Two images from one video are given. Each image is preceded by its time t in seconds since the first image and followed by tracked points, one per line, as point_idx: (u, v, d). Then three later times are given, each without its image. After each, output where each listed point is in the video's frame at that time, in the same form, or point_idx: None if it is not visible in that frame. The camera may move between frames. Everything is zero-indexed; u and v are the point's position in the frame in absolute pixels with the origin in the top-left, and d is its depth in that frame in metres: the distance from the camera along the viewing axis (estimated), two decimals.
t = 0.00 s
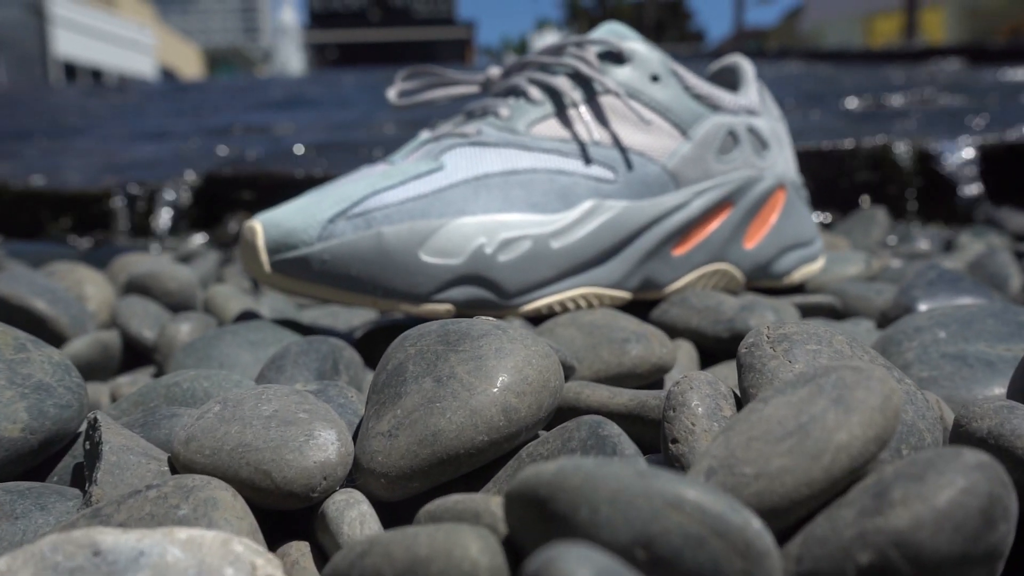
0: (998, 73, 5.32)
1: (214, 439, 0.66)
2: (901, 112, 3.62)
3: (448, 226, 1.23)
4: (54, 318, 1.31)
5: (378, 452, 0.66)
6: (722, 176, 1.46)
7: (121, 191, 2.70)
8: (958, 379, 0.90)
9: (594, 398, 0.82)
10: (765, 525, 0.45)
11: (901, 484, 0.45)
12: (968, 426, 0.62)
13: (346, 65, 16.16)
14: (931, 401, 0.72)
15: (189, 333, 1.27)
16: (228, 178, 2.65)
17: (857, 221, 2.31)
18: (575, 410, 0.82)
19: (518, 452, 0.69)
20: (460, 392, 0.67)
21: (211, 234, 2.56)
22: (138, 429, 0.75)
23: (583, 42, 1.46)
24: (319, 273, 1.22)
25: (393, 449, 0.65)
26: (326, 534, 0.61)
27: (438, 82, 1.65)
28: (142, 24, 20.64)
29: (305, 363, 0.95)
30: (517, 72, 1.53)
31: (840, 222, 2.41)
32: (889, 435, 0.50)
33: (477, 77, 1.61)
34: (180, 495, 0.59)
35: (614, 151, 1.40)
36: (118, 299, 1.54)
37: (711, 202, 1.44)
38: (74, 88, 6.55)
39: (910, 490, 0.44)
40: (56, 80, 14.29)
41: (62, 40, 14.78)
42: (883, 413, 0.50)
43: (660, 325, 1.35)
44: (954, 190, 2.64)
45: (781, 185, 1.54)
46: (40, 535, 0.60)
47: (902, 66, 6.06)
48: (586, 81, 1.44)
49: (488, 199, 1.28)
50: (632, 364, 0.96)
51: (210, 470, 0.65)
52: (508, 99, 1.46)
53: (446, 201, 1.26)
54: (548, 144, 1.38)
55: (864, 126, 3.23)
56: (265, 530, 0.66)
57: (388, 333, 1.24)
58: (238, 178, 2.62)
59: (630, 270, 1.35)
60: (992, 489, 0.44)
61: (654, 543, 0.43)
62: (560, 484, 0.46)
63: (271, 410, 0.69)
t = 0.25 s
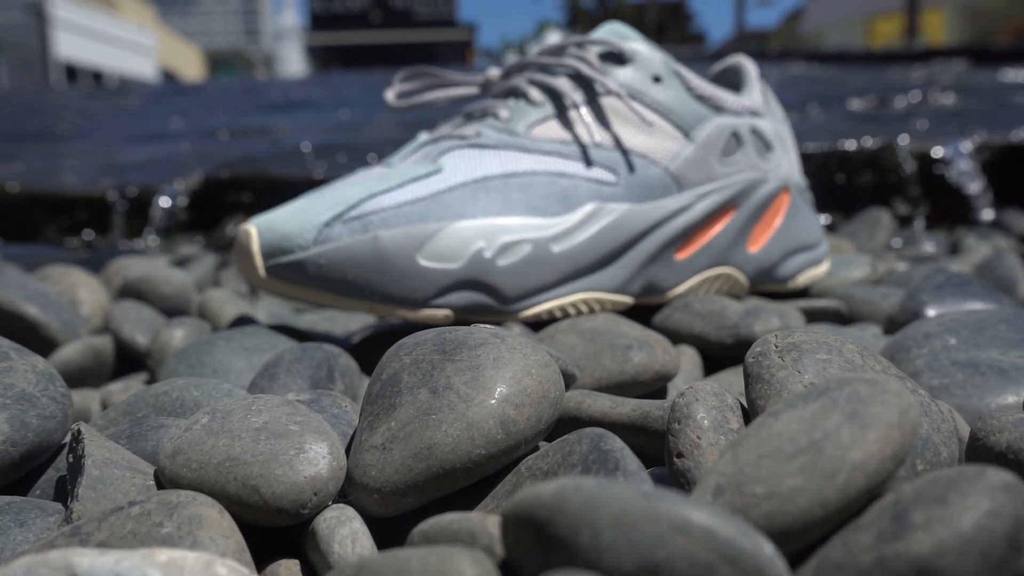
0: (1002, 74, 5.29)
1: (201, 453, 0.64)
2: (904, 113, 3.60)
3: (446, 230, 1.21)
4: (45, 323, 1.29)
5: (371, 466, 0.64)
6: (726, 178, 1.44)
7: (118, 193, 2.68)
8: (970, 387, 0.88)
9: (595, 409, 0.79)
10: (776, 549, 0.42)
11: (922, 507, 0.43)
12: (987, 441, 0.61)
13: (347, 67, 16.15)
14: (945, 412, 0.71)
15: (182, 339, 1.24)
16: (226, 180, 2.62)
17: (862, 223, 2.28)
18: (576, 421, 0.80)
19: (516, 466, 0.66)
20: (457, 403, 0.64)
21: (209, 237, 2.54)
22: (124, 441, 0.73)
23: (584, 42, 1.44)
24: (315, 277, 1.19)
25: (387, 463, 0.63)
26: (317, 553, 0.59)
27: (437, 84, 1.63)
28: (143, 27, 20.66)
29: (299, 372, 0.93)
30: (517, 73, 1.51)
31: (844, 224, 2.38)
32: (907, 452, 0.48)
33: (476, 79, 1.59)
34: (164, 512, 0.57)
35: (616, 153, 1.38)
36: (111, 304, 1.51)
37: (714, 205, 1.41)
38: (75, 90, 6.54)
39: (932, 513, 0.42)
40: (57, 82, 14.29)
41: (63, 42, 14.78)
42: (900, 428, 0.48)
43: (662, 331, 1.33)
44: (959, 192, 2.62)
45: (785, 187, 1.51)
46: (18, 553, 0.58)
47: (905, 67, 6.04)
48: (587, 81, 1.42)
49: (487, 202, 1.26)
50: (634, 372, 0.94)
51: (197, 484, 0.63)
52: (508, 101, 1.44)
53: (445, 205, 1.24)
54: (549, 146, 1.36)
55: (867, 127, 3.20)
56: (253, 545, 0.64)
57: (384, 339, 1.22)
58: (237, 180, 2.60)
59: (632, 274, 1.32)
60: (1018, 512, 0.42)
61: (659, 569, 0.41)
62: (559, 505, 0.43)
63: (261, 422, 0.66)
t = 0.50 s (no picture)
0: (1008, 76, 5.25)
1: (187, 469, 0.62)
2: (910, 116, 3.57)
3: (446, 234, 1.18)
4: (37, 330, 1.26)
5: (365, 483, 0.61)
6: (731, 182, 1.41)
7: (117, 197, 2.66)
8: (985, 397, 0.85)
9: (599, 422, 0.77)
10: None
11: (950, 534, 0.43)
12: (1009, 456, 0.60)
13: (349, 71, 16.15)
14: (963, 424, 0.69)
15: (176, 346, 1.22)
16: (226, 184, 2.60)
17: (868, 227, 2.26)
18: (579, 433, 0.77)
19: (516, 482, 0.64)
20: (454, 417, 0.62)
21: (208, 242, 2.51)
22: (109, 455, 0.70)
23: (586, 44, 1.41)
24: (312, 284, 1.17)
25: (380, 480, 0.60)
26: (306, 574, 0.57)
27: (437, 87, 1.60)
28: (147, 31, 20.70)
29: (293, 382, 0.90)
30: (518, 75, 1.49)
31: (850, 228, 2.35)
32: (928, 473, 0.46)
33: (476, 81, 1.57)
34: (146, 533, 0.54)
35: (619, 157, 1.35)
36: (106, 310, 1.49)
37: (719, 209, 1.39)
38: (78, 94, 6.54)
39: (960, 542, 0.42)
40: (60, 86, 14.30)
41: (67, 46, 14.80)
42: (922, 449, 0.46)
43: (667, 338, 1.30)
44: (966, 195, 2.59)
45: (791, 191, 1.49)
46: None
47: (909, 69, 6.00)
48: (589, 84, 1.39)
49: (488, 206, 1.23)
50: (638, 382, 0.91)
51: (182, 502, 0.60)
52: (509, 103, 1.41)
53: (444, 209, 1.22)
54: (550, 149, 1.33)
55: (873, 130, 3.17)
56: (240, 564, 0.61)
57: (382, 346, 1.19)
58: (236, 184, 2.58)
59: (636, 280, 1.29)
60: None
61: None
62: (558, 531, 0.41)
63: (250, 436, 0.64)
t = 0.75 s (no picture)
0: (1013, 79, 5.21)
1: (170, 489, 0.59)
2: (916, 119, 3.54)
3: (445, 240, 1.15)
4: (28, 337, 1.23)
5: (356, 505, 0.58)
6: (737, 186, 1.38)
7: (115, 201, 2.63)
8: (1003, 411, 0.81)
9: (602, 437, 0.74)
10: None
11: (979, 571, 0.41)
12: None
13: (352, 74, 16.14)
14: (983, 439, 0.66)
15: (170, 355, 1.19)
16: (225, 188, 2.58)
17: (875, 232, 2.22)
18: (582, 449, 0.75)
19: (515, 504, 0.61)
20: (449, 435, 0.59)
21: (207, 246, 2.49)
22: (91, 472, 0.68)
23: (589, 46, 1.38)
24: (308, 291, 1.14)
25: (372, 502, 0.57)
26: None
27: (437, 89, 1.58)
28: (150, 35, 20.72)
29: (286, 393, 0.87)
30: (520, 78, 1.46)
31: (856, 234, 2.32)
32: (956, 501, 0.44)
33: (477, 83, 1.54)
34: (123, 559, 0.51)
35: (623, 160, 1.32)
36: (100, 317, 1.46)
37: (725, 214, 1.36)
38: (80, 98, 6.52)
39: None
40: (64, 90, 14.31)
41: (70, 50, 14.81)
42: (950, 476, 0.44)
43: (672, 347, 1.27)
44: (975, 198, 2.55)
45: (798, 196, 1.46)
46: None
47: (913, 72, 5.97)
48: (592, 86, 1.36)
49: (489, 211, 1.20)
50: (642, 394, 0.88)
51: (163, 525, 0.58)
52: (510, 106, 1.39)
53: (443, 215, 1.19)
54: (553, 153, 1.30)
55: (879, 134, 3.14)
56: None
57: (379, 355, 1.16)
58: (236, 188, 2.55)
59: (640, 287, 1.26)
60: None
61: None
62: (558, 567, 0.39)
63: (236, 454, 0.61)
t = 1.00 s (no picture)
0: (1019, 84, 5.17)
1: (149, 515, 0.56)
2: (923, 124, 3.50)
3: (444, 248, 1.12)
4: (18, 348, 1.21)
5: (345, 532, 0.55)
6: (744, 192, 1.35)
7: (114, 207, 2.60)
8: None
9: (607, 456, 0.70)
10: None
11: None
12: None
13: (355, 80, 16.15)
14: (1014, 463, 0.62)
15: (162, 366, 1.16)
16: (225, 194, 2.55)
17: (884, 239, 2.19)
18: (585, 468, 0.71)
19: (515, 528, 0.58)
20: (444, 458, 0.56)
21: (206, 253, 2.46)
22: (69, 493, 0.64)
23: (593, 49, 1.35)
24: (303, 301, 1.11)
25: (362, 530, 0.54)
26: None
27: (438, 94, 1.55)
28: (154, 41, 20.78)
29: (278, 409, 0.84)
30: (522, 82, 1.43)
31: (864, 240, 2.29)
32: (993, 534, 0.42)
33: (478, 88, 1.51)
34: None
35: (627, 166, 1.29)
36: (93, 326, 1.43)
37: (732, 221, 1.33)
38: (84, 103, 6.51)
39: None
40: (67, 96, 14.33)
41: (75, 56, 14.83)
42: (985, 509, 0.42)
43: (677, 357, 1.23)
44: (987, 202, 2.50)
45: (806, 202, 1.43)
46: None
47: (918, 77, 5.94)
48: (596, 90, 1.33)
49: (489, 218, 1.17)
50: (648, 410, 0.85)
51: (140, 553, 0.55)
52: (512, 110, 1.36)
53: (443, 222, 1.15)
54: (555, 158, 1.27)
55: (886, 138, 3.11)
56: None
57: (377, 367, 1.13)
58: (236, 194, 2.52)
59: (644, 296, 1.23)
60: None
61: None
62: None
63: (220, 477, 0.58)
